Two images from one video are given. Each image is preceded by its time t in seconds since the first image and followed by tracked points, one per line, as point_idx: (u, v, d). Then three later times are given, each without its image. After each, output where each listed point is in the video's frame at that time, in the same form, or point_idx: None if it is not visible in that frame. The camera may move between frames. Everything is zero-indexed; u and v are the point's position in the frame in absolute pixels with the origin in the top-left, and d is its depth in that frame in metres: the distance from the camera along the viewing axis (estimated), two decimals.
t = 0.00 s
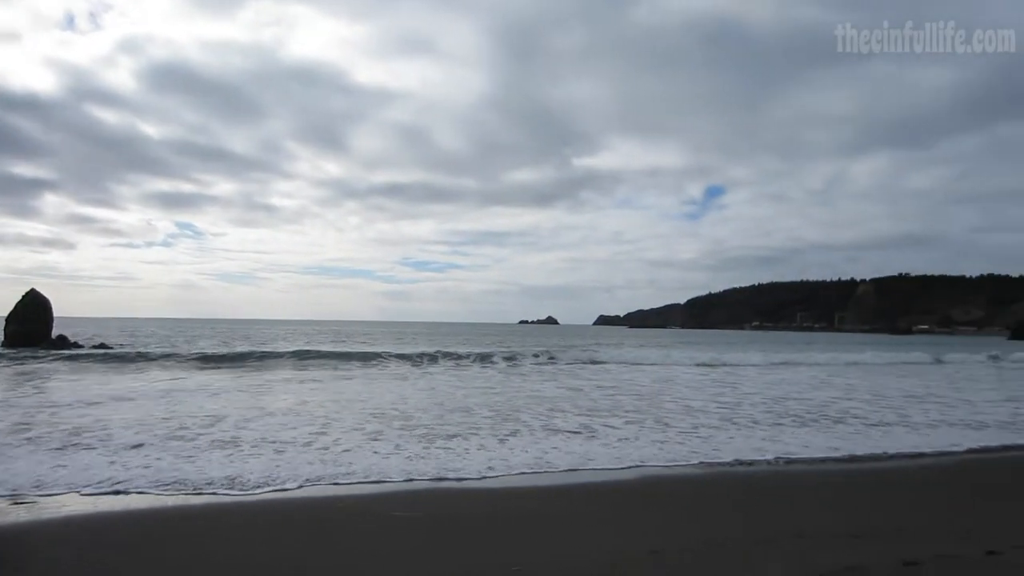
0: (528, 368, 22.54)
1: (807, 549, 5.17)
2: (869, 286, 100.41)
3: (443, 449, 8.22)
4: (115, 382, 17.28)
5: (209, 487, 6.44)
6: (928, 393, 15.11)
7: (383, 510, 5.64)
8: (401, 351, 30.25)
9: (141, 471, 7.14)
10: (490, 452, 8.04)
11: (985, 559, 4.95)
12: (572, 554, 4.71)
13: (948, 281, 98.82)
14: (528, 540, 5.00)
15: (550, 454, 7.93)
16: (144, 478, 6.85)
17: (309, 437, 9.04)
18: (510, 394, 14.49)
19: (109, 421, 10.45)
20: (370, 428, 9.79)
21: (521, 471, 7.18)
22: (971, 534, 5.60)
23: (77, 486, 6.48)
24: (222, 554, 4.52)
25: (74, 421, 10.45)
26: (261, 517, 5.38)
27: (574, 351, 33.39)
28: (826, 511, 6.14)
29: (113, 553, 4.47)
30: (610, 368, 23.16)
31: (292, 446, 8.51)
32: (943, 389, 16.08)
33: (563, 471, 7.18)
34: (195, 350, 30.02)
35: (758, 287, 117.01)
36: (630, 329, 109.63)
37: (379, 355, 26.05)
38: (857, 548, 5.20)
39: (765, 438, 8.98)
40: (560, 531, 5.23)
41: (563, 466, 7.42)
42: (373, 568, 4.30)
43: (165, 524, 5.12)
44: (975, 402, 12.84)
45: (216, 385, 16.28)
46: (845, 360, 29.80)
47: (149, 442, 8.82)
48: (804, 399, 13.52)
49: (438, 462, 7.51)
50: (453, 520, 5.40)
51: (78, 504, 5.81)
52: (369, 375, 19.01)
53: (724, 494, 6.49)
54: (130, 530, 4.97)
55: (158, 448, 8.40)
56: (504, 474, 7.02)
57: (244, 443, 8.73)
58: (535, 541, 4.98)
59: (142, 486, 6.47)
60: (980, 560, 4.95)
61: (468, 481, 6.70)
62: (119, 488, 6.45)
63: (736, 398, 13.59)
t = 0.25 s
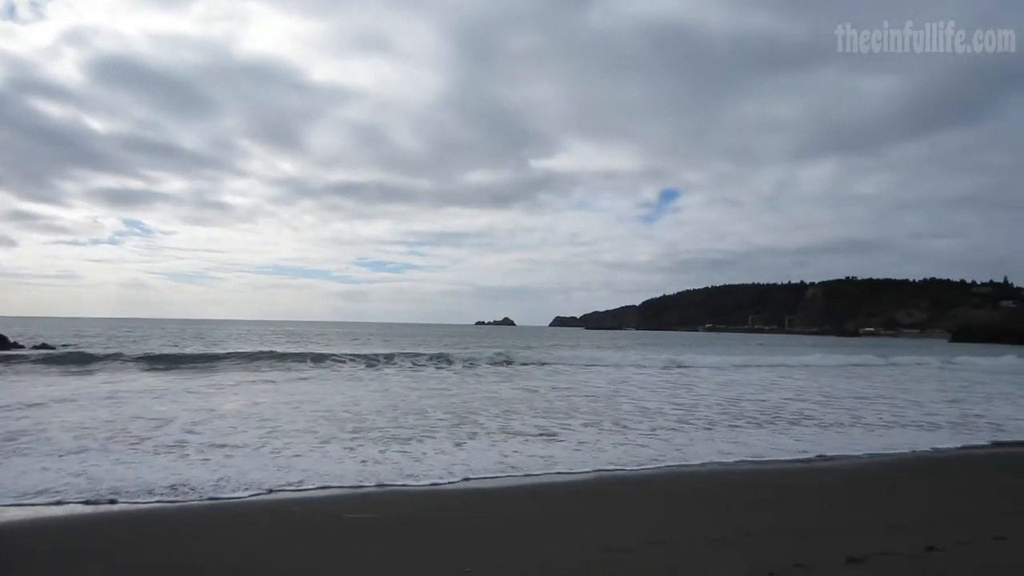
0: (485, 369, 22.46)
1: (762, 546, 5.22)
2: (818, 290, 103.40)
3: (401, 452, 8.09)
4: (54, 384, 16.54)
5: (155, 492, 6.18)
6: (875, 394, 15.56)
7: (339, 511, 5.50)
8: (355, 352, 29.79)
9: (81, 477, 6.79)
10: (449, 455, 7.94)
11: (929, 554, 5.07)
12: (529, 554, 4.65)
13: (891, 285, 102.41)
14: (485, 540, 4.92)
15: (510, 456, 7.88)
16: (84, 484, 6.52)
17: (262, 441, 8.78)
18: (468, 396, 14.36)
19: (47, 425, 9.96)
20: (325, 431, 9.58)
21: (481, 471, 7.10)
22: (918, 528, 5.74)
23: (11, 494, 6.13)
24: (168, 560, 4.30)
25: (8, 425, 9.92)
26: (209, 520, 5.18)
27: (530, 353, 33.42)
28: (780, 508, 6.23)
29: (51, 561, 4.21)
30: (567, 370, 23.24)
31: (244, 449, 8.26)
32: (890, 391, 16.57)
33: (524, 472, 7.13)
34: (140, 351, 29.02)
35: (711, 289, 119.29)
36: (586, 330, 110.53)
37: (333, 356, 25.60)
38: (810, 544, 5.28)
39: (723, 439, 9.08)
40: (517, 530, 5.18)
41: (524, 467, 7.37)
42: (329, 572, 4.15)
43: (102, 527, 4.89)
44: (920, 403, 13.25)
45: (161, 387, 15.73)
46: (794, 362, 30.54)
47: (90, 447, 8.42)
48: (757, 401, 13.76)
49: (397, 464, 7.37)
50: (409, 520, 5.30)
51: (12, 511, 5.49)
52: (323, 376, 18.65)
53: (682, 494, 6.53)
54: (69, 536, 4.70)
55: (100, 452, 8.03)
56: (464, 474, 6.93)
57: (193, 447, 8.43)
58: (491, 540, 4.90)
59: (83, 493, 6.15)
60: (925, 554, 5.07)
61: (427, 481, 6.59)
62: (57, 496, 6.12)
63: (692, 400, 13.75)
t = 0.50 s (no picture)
0: (445, 371, 22.33)
1: (720, 544, 5.26)
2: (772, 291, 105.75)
3: (359, 456, 7.93)
4: None
5: (100, 500, 5.92)
6: (828, 394, 15.93)
7: (294, 516, 5.35)
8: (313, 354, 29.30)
9: (21, 485, 6.49)
10: (409, 459, 7.81)
11: (879, 549, 5.18)
12: (488, 555, 4.60)
13: (841, 287, 105.44)
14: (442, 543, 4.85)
15: (472, 459, 7.79)
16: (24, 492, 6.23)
17: (214, 446, 8.51)
18: (428, 397, 14.23)
19: None
20: (281, 435, 9.35)
21: (442, 474, 7.00)
22: (869, 524, 5.86)
23: None
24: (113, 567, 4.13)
25: None
26: (157, 526, 4.99)
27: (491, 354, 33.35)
28: (737, 506, 6.30)
29: None
30: (528, 371, 23.25)
31: (195, 455, 7.99)
32: (841, 391, 16.99)
33: (485, 475, 7.05)
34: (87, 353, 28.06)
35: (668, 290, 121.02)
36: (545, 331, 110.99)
37: (290, 358, 25.14)
38: (766, 541, 5.34)
39: (683, 440, 9.15)
40: (476, 531, 5.11)
41: (485, 469, 7.30)
42: None
43: (43, 536, 4.67)
44: (870, 403, 13.61)
45: (110, 391, 15.21)
46: (749, 363, 31.14)
47: (31, 453, 8.07)
48: (715, 401, 13.94)
49: (355, 469, 7.22)
50: (366, 522, 5.20)
51: None
52: (279, 379, 18.27)
53: (641, 494, 6.55)
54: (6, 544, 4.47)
55: (42, 459, 7.69)
56: (424, 477, 6.82)
57: (141, 453, 8.13)
58: (449, 542, 4.83)
59: (22, 501, 5.88)
60: (875, 549, 5.17)
61: (387, 485, 6.47)
62: None
63: (651, 401, 13.85)
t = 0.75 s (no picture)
0: (409, 373, 22.17)
1: (680, 544, 5.29)
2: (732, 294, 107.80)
3: (324, 461, 7.82)
4: None
5: (54, 509, 5.72)
6: (787, 394, 16.22)
7: (250, 522, 5.21)
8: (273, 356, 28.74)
9: None
10: (371, 463, 7.69)
11: (834, 546, 5.27)
12: (448, 557, 4.54)
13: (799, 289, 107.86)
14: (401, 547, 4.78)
15: (436, 463, 7.70)
16: None
17: (169, 452, 8.27)
18: (392, 400, 14.10)
19: None
20: (239, 440, 9.12)
21: (405, 479, 6.90)
22: (825, 521, 5.97)
23: None
24: None
25: None
26: (116, 535, 4.85)
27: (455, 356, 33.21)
28: (697, 506, 6.35)
29: None
30: (491, 373, 23.22)
31: (152, 461, 7.76)
32: (800, 391, 17.33)
33: (449, 478, 6.98)
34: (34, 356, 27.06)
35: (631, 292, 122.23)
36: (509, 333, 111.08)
37: (248, 360, 24.64)
38: (725, 540, 5.39)
39: (647, 441, 9.20)
40: (437, 533, 5.05)
41: (449, 473, 7.22)
42: None
43: None
44: (827, 403, 13.90)
45: (60, 396, 14.70)
46: (710, 364, 31.60)
47: None
48: (677, 401, 14.12)
49: (316, 474, 7.07)
50: (324, 527, 5.09)
51: None
52: (238, 381, 17.90)
53: (604, 495, 6.56)
54: None
55: None
56: (387, 482, 6.72)
57: (95, 460, 7.86)
58: (408, 545, 4.76)
59: None
60: (831, 546, 5.25)
61: (348, 490, 6.35)
62: None
63: (615, 402, 13.91)
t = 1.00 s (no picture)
0: (373, 376, 21.95)
1: (645, 543, 5.32)
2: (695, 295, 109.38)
3: (289, 467, 7.67)
4: None
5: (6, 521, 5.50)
6: (750, 394, 16.49)
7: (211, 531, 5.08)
8: (233, 359, 28.17)
9: None
10: (338, 469, 7.56)
11: (795, 542, 5.36)
12: (420, 562, 4.50)
13: (759, 290, 109.95)
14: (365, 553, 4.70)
15: (403, 468, 7.61)
16: None
17: (126, 460, 8.01)
18: (356, 403, 13.93)
19: None
20: (199, 446, 8.88)
21: (373, 484, 6.80)
22: (786, 518, 6.07)
23: None
24: None
25: None
26: (72, 548, 4.68)
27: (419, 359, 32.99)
28: (663, 506, 6.40)
29: None
30: (457, 375, 23.14)
31: (109, 469, 7.52)
32: (761, 390, 17.63)
33: (418, 482, 6.90)
34: None
35: (596, 293, 123.05)
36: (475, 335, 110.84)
37: (208, 364, 24.12)
38: (689, 539, 5.44)
39: (615, 442, 9.24)
40: (406, 538, 5.00)
41: (418, 477, 7.14)
42: None
43: None
44: (788, 402, 14.16)
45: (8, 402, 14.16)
46: (673, 365, 31.97)
47: None
48: (643, 402, 14.25)
49: (281, 481, 6.92)
50: (292, 534, 5.00)
51: None
52: (198, 386, 17.51)
53: (571, 496, 6.57)
54: None
55: None
56: (354, 487, 6.61)
57: (48, 468, 7.59)
58: (379, 550, 4.70)
59: None
60: (792, 542, 5.34)
61: (315, 497, 6.24)
62: None
63: (581, 403, 13.96)
